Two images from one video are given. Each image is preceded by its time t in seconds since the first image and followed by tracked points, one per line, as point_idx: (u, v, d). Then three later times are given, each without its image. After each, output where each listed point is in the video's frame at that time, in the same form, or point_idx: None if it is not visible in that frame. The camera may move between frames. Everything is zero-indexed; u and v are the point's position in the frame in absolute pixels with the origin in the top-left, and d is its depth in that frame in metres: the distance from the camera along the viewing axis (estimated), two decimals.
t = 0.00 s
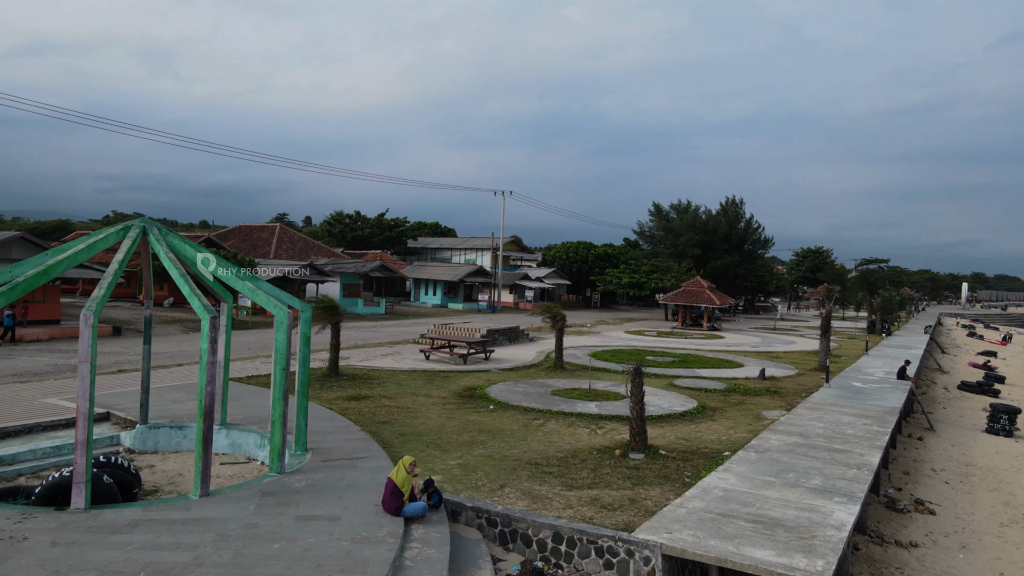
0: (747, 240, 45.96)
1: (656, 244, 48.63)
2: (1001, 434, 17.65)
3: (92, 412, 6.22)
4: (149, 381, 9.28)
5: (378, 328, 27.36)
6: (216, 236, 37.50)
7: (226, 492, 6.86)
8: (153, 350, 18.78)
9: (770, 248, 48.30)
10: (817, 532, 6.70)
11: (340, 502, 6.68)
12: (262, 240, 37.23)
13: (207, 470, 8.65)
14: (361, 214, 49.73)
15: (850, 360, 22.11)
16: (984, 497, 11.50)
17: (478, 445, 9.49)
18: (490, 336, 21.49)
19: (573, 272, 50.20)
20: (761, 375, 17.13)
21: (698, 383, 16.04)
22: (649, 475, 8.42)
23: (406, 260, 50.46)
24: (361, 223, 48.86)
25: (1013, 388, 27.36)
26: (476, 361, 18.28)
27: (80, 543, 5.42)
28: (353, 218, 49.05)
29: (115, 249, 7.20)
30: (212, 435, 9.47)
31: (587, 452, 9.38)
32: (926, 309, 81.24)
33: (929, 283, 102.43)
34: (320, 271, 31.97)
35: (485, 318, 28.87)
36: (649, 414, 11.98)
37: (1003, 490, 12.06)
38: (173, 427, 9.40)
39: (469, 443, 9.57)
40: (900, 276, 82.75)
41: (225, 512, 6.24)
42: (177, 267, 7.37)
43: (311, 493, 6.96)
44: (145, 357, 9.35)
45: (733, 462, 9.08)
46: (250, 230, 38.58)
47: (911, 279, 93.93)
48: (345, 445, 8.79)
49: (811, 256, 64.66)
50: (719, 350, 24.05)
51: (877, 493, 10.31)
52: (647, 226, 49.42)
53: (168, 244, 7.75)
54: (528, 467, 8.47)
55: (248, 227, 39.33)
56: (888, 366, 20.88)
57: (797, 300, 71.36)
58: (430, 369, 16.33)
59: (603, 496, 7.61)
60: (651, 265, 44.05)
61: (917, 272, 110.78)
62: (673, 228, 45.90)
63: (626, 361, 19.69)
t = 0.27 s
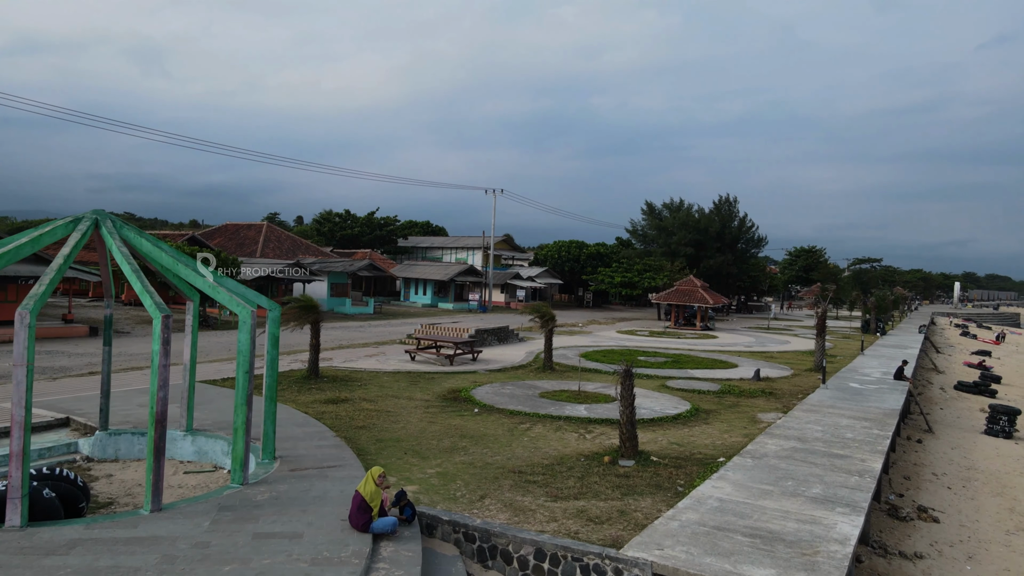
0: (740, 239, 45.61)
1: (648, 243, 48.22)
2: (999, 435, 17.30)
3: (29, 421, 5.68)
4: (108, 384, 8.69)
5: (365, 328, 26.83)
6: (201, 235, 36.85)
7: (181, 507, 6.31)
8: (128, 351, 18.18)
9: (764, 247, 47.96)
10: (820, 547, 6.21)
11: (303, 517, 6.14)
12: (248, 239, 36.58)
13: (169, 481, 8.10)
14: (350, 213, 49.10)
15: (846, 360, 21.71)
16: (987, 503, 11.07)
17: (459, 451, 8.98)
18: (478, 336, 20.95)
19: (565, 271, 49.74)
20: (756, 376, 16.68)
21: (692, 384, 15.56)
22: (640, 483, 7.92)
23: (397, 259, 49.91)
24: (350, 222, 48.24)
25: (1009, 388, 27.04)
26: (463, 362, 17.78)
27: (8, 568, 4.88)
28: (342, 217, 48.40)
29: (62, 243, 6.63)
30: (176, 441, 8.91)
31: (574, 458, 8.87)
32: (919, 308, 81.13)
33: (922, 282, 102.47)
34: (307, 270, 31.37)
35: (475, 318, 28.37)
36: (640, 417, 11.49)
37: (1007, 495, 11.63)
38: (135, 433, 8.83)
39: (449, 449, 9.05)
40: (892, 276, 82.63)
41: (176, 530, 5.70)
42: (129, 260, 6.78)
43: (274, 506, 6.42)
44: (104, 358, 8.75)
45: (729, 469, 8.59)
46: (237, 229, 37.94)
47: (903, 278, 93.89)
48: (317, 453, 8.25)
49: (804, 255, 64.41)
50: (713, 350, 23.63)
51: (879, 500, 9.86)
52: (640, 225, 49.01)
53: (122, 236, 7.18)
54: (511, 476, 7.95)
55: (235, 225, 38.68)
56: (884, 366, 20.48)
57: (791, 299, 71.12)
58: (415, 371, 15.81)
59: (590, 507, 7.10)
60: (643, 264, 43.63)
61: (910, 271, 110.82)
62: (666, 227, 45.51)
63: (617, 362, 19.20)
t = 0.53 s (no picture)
0: (728, 237, 45.25)
1: (636, 242, 47.75)
2: (994, 437, 16.88)
3: None
4: (50, 390, 7.99)
5: (345, 329, 26.15)
6: (179, 234, 35.99)
7: (113, 529, 5.65)
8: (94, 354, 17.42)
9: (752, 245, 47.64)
10: (822, 569, 5.65)
11: (250, 540, 5.50)
12: (228, 237, 35.76)
13: (114, 496, 7.43)
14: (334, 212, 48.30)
15: (837, 360, 21.27)
16: (989, 511, 10.57)
17: (431, 461, 8.34)
18: (460, 337, 20.29)
19: (552, 270, 49.21)
20: (746, 377, 16.18)
21: (680, 386, 15.00)
22: (625, 496, 7.33)
23: (381, 258, 49.19)
24: (334, 221, 47.46)
25: (1000, 387, 26.74)
26: (444, 364, 17.17)
27: None
28: (326, 216, 47.57)
29: None
30: (126, 451, 8.23)
31: (555, 468, 8.28)
32: (906, 308, 81.15)
33: (908, 282, 102.78)
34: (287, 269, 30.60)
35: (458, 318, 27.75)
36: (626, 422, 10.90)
37: (1008, 502, 11.15)
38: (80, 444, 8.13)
39: (421, 459, 8.41)
40: (879, 275, 82.63)
41: (102, 558, 5.04)
42: (59, 255, 6.13)
43: (219, 527, 5.77)
44: (46, 362, 8.06)
45: (720, 479, 8.02)
46: (216, 227, 37.11)
47: (890, 277, 94.07)
48: (275, 465, 7.59)
49: (792, 255, 64.20)
50: (701, 350, 23.13)
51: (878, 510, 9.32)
52: (627, 224, 48.54)
53: (56, 229, 6.53)
54: (485, 489, 7.33)
55: (215, 223, 37.84)
56: (876, 367, 20.04)
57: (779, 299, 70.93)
58: (393, 373, 15.16)
59: (570, 525, 6.49)
60: (630, 263, 43.14)
61: (896, 271, 111.12)
62: (653, 225, 45.09)
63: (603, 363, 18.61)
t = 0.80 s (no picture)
0: (713, 236, 44.88)
1: (621, 241, 47.31)
2: (986, 439, 16.48)
3: None
4: None
5: (323, 330, 25.42)
6: (154, 232, 35.05)
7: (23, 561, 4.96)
8: (54, 357, 16.61)
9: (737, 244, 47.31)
10: None
11: (180, 573, 4.83)
12: (203, 236, 34.86)
13: (44, 516, 6.73)
14: (315, 210, 47.43)
15: (825, 361, 20.84)
16: (989, 520, 10.08)
17: (399, 474, 7.68)
18: (438, 338, 19.61)
19: (536, 270, 48.65)
20: (733, 379, 15.67)
21: (666, 388, 14.43)
22: (606, 514, 6.72)
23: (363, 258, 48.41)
24: (314, 220, 46.59)
25: (987, 387, 26.47)
26: (421, 366, 16.52)
27: None
28: (306, 214, 46.69)
29: None
30: (62, 466, 7.51)
31: (532, 481, 7.64)
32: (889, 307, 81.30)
33: (891, 281, 103.20)
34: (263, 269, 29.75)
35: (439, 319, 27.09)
36: (609, 429, 10.31)
37: (1007, 510, 10.68)
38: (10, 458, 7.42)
39: (387, 472, 7.75)
40: (863, 274, 82.78)
41: None
42: None
43: (147, 557, 5.10)
44: None
45: (709, 492, 7.44)
46: (192, 226, 36.19)
47: (873, 277, 94.35)
48: (224, 481, 6.91)
49: (777, 254, 64.03)
50: (687, 351, 22.63)
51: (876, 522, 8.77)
52: (612, 222, 48.08)
53: None
54: (453, 507, 6.68)
55: (190, 222, 36.89)
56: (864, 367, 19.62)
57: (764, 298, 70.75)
58: (366, 376, 14.49)
59: (546, 548, 5.87)
60: (615, 263, 42.64)
61: (879, 270, 111.55)
62: (638, 224, 44.65)
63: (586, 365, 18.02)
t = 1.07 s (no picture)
0: (700, 236, 44.58)
1: (607, 241, 46.89)
2: (978, 442, 16.14)
3: None
4: None
5: (300, 331, 24.74)
6: (128, 231, 34.14)
7: None
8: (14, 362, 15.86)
9: (723, 243, 47.03)
10: None
11: None
12: (180, 235, 34.03)
13: None
14: (296, 209, 46.51)
15: (813, 361, 20.47)
16: (988, 529, 9.65)
17: (364, 489, 7.11)
18: (419, 339, 19.09)
19: (521, 269, 48.15)
20: (722, 381, 15.23)
21: (652, 392, 13.95)
22: (588, 532, 6.19)
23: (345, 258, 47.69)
24: (295, 219, 45.80)
25: (975, 387, 26.25)
26: (399, 369, 15.95)
27: None
28: (288, 213, 45.74)
29: None
30: None
31: (509, 496, 7.10)
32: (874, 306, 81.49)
33: (875, 281, 103.63)
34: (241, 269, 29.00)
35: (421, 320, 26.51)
36: (593, 437, 9.79)
37: (1005, 517, 10.27)
38: None
39: (352, 486, 7.18)
40: (848, 274, 82.92)
41: None
42: None
43: None
44: None
45: (699, 506, 6.93)
46: (169, 225, 35.34)
47: (858, 276, 94.62)
48: (171, 499, 6.32)
49: (763, 253, 63.92)
50: (673, 352, 22.20)
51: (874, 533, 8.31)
52: (598, 222, 47.65)
53: None
54: (421, 526, 6.13)
55: (167, 221, 36.02)
56: (854, 368, 19.24)
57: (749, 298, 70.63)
58: (340, 380, 13.88)
59: (521, 574, 5.32)
60: (601, 262, 42.20)
61: (864, 270, 111.98)
62: (624, 223, 44.29)
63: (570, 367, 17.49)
